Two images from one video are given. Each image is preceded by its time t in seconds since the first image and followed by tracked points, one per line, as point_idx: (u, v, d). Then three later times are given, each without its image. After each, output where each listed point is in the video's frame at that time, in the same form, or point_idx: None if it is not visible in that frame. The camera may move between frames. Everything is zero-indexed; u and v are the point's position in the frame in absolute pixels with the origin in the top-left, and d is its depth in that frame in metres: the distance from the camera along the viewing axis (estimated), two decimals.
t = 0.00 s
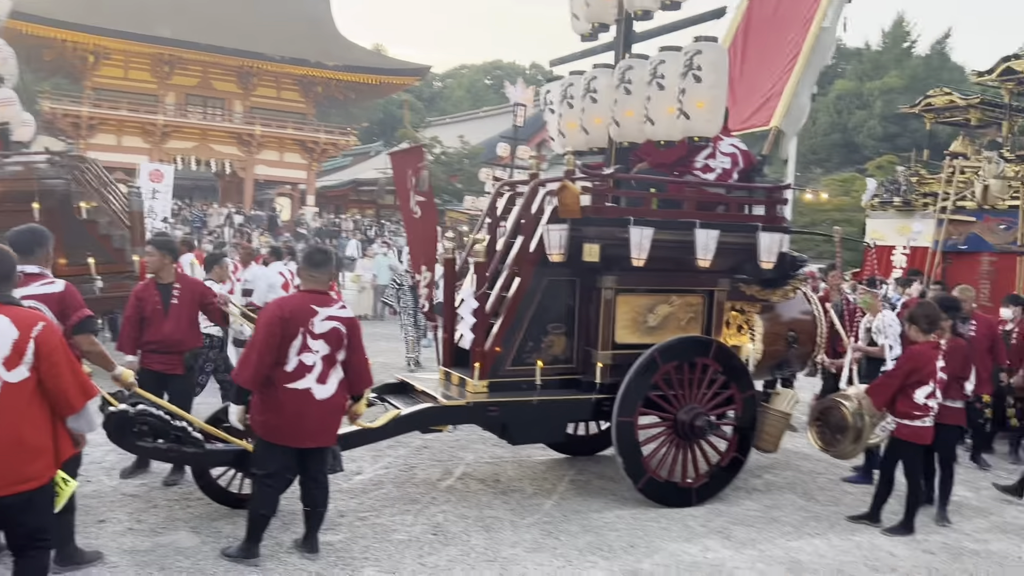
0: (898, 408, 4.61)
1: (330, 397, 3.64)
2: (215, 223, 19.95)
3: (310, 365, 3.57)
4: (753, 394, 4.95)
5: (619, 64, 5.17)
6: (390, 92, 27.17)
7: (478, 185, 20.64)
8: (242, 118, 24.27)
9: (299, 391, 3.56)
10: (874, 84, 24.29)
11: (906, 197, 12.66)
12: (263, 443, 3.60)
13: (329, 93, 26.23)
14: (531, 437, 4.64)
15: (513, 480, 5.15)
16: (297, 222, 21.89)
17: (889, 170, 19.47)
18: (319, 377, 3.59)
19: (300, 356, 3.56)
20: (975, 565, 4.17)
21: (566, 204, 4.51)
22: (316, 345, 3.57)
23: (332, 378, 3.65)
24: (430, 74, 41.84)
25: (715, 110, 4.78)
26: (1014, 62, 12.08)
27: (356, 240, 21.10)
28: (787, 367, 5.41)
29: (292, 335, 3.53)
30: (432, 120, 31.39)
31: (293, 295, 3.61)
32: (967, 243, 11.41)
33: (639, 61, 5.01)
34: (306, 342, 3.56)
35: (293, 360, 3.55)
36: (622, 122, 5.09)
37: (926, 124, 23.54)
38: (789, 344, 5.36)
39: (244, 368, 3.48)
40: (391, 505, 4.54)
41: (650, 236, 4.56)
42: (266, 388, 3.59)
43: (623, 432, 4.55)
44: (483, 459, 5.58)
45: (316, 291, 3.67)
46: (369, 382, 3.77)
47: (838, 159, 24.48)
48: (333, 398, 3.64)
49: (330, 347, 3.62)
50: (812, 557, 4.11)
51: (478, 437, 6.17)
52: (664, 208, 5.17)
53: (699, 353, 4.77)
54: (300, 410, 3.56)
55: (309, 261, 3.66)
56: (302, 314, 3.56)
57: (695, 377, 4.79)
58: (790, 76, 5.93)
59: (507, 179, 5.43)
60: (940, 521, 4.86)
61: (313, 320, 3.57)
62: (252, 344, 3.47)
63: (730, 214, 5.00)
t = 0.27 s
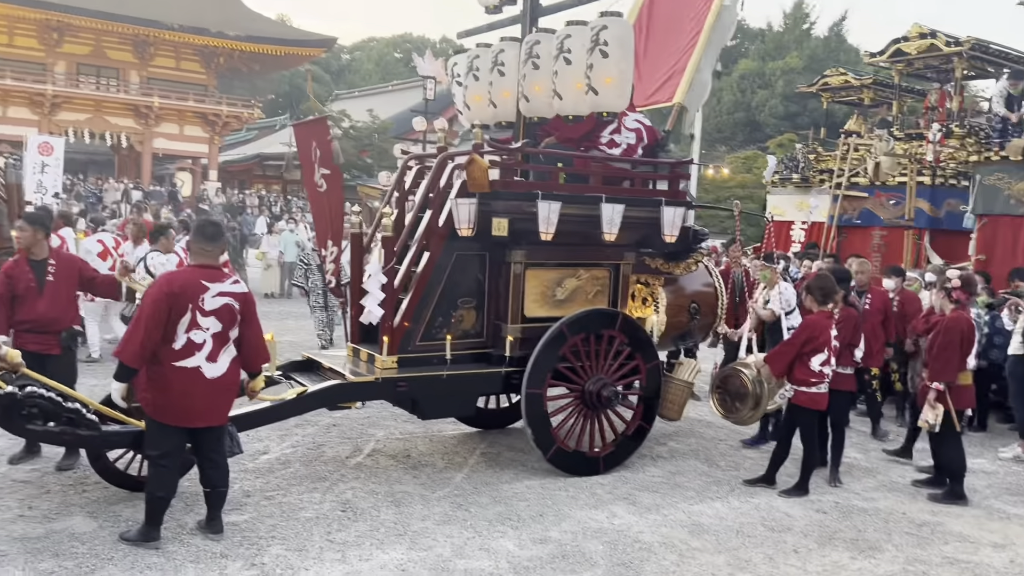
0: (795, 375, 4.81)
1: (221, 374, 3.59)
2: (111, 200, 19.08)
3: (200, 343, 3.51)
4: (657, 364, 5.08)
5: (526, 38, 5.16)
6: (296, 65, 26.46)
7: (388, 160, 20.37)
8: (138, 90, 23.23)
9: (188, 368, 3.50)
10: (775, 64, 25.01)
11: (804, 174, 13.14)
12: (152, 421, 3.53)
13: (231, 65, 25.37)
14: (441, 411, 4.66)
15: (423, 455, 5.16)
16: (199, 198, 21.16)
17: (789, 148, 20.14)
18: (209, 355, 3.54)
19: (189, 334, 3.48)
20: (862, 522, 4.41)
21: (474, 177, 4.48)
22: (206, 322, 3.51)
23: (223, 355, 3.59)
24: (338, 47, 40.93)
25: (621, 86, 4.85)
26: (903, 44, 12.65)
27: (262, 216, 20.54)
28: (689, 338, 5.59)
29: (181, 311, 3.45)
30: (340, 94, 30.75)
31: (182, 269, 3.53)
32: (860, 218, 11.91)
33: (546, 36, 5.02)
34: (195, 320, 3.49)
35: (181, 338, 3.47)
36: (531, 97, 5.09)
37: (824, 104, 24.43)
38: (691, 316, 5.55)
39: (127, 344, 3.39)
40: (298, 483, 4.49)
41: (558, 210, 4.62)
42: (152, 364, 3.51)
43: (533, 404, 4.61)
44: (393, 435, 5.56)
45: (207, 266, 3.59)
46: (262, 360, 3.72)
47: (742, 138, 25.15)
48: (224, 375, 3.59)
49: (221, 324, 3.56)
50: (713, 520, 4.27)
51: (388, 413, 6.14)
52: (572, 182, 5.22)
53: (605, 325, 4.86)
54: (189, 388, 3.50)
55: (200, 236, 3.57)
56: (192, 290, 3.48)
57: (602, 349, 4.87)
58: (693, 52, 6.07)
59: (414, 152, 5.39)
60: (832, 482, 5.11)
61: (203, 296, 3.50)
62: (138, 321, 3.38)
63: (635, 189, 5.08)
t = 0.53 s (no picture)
0: (715, 347, 4.92)
1: (130, 361, 3.47)
2: (12, 181, 18.19)
3: (106, 328, 3.39)
4: (582, 340, 5.13)
5: (446, 13, 5.10)
6: (208, 40, 25.59)
7: (307, 138, 19.93)
8: (39, 65, 22.10)
9: (94, 355, 3.37)
10: (693, 44, 25.40)
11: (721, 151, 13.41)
12: (59, 413, 3.39)
13: (138, 39, 24.37)
14: (365, 393, 4.61)
15: (348, 436, 5.10)
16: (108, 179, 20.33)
17: (706, 126, 20.52)
18: (116, 341, 3.42)
19: (94, 320, 3.36)
20: (779, 488, 4.56)
21: (396, 155, 4.37)
22: (112, 307, 3.40)
23: (131, 341, 3.48)
24: (252, 23, 39.74)
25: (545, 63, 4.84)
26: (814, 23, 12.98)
27: (176, 196, 19.90)
28: (612, 313, 5.68)
29: (84, 296, 3.33)
30: (255, 71, 29.88)
31: (83, 253, 3.41)
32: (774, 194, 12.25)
33: (467, 12, 4.98)
34: (100, 305, 3.37)
35: (86, 324, 3.35)
36: (455, 74, 5.05)
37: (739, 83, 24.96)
38: (614, 292, 5.63)
39: (30, 332, 3.23)
40: (219, 469, 4.38)
41: (482, 187, 4.60)
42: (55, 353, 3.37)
43: (459, 382, 4.60)
44: (317, 418, 5.48)
45: (110, 249, 3.47)
46: (173, 343, 3.62)
47: (661, 116, 25.49)
48: (133, 361, 3.47)
49: (128, 308, 3.45)
50: (637, 491, 4.36)
51: (311, 396, 6.05)
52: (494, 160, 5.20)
53: (530, 302, 4.88)
54: (96, 375, 3.37)
55: (103, 217, 3.45)
56: (95, 273, 3.36)
57: (527, 326, 4.89)
58: (611, 31, 6.11)
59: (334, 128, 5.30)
60: (751, 450, 5.26)
61: (107, 280, 3.38)
62: (38, 307, 3.24)
63: (558, 166, 5.09)
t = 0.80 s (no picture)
0: (651, 326, 4.97)
1: (50, 353, 3.33)
2: None
3: (21, 321, 3.24)
4: (520, 322, 5.12)
5: None
6: (126, 19, 24.65)
7: (233, 122, 19.40)
8: None
9: (10, 350, 3.22)
10: (623, 25, 25.54)
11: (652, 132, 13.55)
12: None
13: (51, 18, 23.33)
14: (300, 381, 4.51)
15: (283, 425, 5.00)
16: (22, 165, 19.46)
17: (637, 107, 20.69)
18: (32, 333, 3.27)
19: (8, 313, 3.22)
20: (715, 462, 4.64)
21: (327, 135, 4.29)
22: (27, 298, 3.25)
23: (49, 333, 3.33)
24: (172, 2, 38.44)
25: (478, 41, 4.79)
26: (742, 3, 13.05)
27: (95, 181, 19.15)
28: (549, 295, 5.70)
29: None
30: (177, 52, 28.92)
31: None
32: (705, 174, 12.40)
33: None
34: (14, 297, 3.23)
35: None
36: (390, 55, 4.93)
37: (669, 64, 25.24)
38: (551, 274, 5.64)
39: None
40: (149, 463, 4.24)
41: (416, 169, 4.55)
42: None
43: (397, 367, 4.54)
44: (250, 408, 5.35)
45: (21, 238, 3.33)
46: (94, 332, 3.48)
47: (593, 98, 25.58)
48: (52, 354, 3.32)
49: (44, 298, 3.30)
50: (577, 470, 4.38)
51: (245, 385, 5.91)
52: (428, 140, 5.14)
53: (468, 285, 4.85)
54: (13, 369, 3.22)
55: (11, 205, 3.30)
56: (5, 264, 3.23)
57: (465, 309, 4.86)
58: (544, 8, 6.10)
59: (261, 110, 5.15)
60: (687, 427, 5.34)
61: (20, 270, 3.24)
62: None
63: (493, 147, 5.04)
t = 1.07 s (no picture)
0: (607, 308, 4.99)
1: None
2: None
3: None
4: (477, 307, 5.09)
5: None
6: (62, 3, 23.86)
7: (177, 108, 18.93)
8: None
9: None
10: (571, 9, 25.51)
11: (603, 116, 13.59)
12: None
13: None
14: (254, 370, 4.43)
15: (238, 417, 4.91)
16: None
17: (588, 91, 20.73)
18: None
19: None
20: (673, 441, 4.69)
21: (276, 120, 4.17)
22: None
23: None
24: None
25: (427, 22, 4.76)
26: None
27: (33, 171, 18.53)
28: (506, 279, 5.68)
29: None
30: (116, 37, 28.09)
31: None
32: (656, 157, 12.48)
33: None
34: None
35: None
36: (340, 37, 4.82)
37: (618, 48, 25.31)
38: (508, 258, 5.62)
39: None
40: (99, 458, 4.13)
41: (368, 153, 4.48)
42: None
43: (354, 355, 4.49)
44: (203, 399, 5.25)
45: None
46: (35, 323, 3.38)
47: (543, 82, 25.53)
48: None
49: None
50: (537, 453, 4.38)
51: (197, 377, 5.79)
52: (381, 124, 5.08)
53: (424, 271, 4.80)
54: None
55: None
56: None
57: (422, 295, 4.81)
58: None
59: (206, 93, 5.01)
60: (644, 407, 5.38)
61: None
62: None
63: (446, 130, 5.00)
